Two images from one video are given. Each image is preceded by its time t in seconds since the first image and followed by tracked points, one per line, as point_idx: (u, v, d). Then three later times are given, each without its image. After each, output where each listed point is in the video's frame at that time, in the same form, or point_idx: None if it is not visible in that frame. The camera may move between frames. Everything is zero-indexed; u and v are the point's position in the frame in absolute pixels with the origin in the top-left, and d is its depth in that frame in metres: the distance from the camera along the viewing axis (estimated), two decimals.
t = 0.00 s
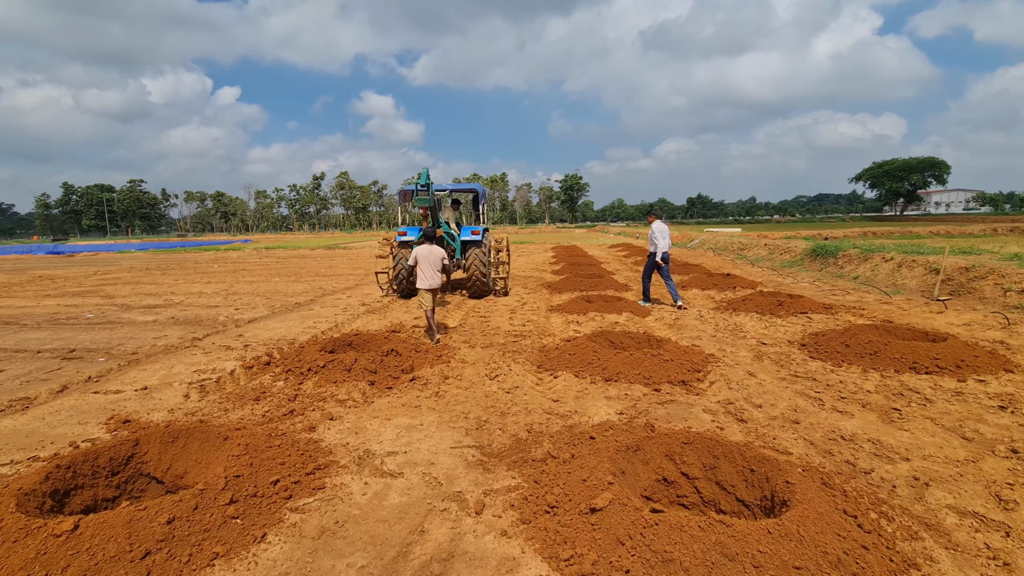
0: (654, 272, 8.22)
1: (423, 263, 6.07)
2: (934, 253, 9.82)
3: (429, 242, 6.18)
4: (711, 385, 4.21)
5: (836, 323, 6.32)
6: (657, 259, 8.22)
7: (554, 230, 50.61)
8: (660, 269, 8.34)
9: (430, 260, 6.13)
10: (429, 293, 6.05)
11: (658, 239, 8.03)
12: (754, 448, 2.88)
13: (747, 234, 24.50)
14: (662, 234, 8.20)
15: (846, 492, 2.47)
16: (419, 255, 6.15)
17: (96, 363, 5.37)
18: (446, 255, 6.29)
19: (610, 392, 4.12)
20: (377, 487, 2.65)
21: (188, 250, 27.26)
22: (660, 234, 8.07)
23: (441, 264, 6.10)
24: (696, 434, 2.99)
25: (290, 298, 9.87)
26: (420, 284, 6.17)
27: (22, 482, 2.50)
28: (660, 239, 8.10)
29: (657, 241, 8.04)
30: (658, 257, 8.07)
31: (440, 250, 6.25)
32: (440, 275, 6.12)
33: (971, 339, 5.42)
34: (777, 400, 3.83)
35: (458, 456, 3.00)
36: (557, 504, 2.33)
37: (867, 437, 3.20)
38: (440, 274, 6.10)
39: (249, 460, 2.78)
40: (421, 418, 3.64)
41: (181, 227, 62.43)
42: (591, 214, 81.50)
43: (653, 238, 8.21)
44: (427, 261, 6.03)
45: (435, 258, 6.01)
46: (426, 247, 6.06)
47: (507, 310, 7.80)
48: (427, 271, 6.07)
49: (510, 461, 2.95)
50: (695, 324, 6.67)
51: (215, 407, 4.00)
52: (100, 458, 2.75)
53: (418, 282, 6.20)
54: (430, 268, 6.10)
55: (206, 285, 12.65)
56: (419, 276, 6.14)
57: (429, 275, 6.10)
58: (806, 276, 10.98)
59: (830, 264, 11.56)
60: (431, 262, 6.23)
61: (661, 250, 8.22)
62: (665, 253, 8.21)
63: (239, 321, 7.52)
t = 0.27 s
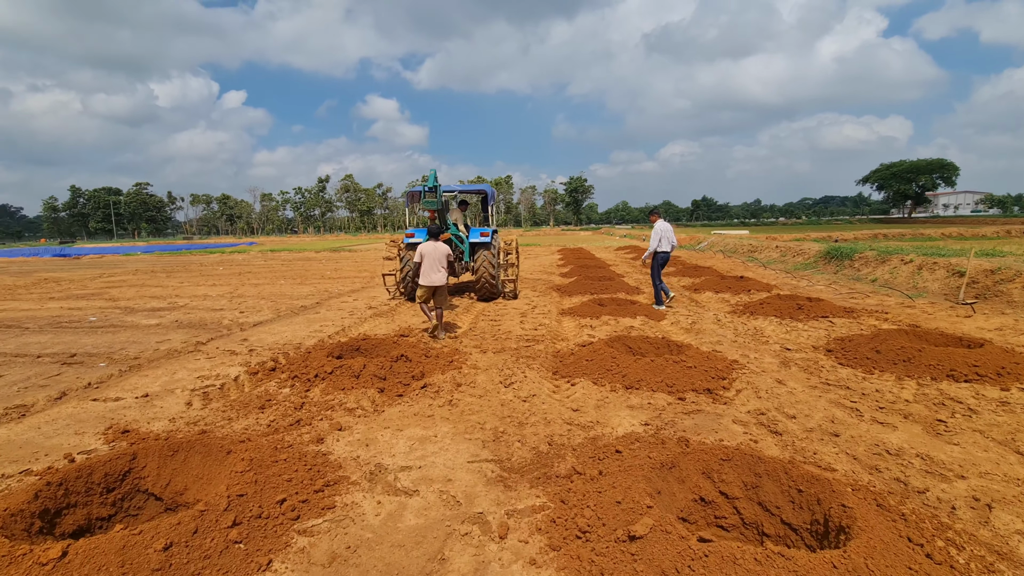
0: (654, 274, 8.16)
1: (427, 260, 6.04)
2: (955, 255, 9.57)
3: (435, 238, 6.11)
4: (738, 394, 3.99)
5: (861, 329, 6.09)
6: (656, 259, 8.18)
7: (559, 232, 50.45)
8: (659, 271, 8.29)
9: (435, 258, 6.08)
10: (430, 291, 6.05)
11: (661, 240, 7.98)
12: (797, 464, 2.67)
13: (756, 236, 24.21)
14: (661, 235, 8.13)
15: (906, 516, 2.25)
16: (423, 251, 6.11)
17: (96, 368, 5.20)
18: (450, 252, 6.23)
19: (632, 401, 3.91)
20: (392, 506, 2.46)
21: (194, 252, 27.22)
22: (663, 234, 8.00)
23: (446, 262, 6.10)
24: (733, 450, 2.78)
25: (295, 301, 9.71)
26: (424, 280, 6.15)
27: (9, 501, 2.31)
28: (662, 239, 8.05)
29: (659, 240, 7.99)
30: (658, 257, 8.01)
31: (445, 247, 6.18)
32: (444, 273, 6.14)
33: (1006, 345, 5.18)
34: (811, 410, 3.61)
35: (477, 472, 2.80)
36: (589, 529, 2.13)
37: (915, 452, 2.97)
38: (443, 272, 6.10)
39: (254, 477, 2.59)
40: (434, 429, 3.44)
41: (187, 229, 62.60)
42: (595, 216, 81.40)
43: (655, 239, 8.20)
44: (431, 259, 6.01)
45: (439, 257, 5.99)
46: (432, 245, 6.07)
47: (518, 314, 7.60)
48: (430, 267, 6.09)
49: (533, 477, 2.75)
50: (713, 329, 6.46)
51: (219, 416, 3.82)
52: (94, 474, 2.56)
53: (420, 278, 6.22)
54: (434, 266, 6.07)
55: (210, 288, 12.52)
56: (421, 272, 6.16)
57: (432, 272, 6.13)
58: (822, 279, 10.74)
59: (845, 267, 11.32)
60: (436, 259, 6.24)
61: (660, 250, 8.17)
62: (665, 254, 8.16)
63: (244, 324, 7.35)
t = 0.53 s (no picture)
0: (657, 278, 8.03)
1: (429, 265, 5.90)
2: (979, 258, 9.28)
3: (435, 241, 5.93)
4: (769, 407, 3.76)
5: (889, 336, 5.84)
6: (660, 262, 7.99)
7: (565, 234, 50.21)
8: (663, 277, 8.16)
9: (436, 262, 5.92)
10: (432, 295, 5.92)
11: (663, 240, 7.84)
12: (846, 490, 2.45)
13: (766, 239, 23.89)
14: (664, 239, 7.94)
15: (978, 552, 2.03)
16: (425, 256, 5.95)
17: (98, 376, 5.04)
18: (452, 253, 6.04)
19: (657, 414, 3.69)
20: (407, 535, 2.26)
21: (201, 255, 27.22)
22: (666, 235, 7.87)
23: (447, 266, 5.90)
24: (776, 474, 2.57)
25: (302, 305, 9.54)
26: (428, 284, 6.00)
27: None
28: (664, 241, 7.92)
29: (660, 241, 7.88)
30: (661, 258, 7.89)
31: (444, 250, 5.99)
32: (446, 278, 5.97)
33: None
34: (850, 426, 3.38)
35: (496, 496, 2.60)
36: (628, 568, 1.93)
37: (971, 474, 2.74)
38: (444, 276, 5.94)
39: (258, 501, 2.41)
40: (449, 445, 3.24)
41: (194, 232, 62.86)
42: (600, 218, 81.09)
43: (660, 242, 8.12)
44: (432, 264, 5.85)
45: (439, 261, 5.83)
46: (431, 249, 5.89)
47: (529, 319, 7.39)
48: (430, 273, 5.92)
49: (558, 501, 2.55)
50: (733, 335, 6.22)
51: (222, 429, 3.63)
52: (87, 498, 2.37)
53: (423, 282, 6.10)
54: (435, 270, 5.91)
55: (216, 291, 12.39)
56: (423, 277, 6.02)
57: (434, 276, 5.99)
58: (839, 282, 10.47)
59: (863, 270, 11.04)
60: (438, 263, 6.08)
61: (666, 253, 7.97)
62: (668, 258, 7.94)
63: (249, 330, 7.18)
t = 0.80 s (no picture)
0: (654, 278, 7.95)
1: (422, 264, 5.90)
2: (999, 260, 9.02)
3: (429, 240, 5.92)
4: (795, 420, 3.56)
5: (912, 341, 5.62)
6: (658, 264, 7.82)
7: (570, 235, 49.96)
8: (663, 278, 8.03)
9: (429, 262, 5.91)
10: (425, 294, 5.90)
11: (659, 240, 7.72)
12: (892, 518, 2.25)
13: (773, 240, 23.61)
14: (660, 238, 7.80)
15: None
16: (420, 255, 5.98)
17: (94, 384, 4.88)
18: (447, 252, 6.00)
19: (676, 427, 3.49)
20: (413, 568, 2.08)
21: (205, 257, 27.27)
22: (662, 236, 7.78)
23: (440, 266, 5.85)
24: (813, 499, 2.37)
25: (305, 308, 9.38)
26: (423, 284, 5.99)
27: None
28: (659, 242, 7.78)
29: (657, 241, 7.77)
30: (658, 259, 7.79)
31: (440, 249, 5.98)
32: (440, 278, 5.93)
33: None
34: (884, 442, 3.17)
35: (510, 521, 2.40)
36: None
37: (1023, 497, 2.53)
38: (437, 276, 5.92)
39: (252, 530, 2.22)
40: (458, 461, 3.05)
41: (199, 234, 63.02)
42: (604, 219, 80.86)
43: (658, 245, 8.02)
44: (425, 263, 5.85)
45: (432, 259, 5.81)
46: (426, 248, 5.94)
47: (537, 323, 7.21)
48: (424, 272, 5.91)
49: (577, 527, 2.35)
50: (750, 340, 6.01)
51: (219, 442, 3.46)
52: (68, 525, 2.19)
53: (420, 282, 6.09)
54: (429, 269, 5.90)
55: (219, 294, 12.26)
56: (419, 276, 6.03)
57: (429, 276, 5.98)
58: (854, 284, 10.22)
59: (878, 271, 10.79)
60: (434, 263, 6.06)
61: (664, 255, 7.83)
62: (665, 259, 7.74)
63: (251, 335, 7.01)
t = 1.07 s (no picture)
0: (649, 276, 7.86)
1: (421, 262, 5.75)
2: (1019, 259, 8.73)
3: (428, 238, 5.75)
4: (822, 431, 3.30)
5: (937, 344, 5.36)
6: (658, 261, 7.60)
7: (574, 237, 49.65)
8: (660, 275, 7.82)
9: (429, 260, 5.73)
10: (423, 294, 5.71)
11: (657, 237, 7.53)
12: (945, 548, 2.00)
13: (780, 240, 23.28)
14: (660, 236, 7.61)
15: None
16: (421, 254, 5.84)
17: (80, 392, 4.67)
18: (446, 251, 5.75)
19: (694, 439, 3.25)
20: None
21: (208, 260, 27.15)
22: (661, 233, 7.60)
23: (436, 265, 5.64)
24: (854, 525, 2.12)
25: (304, 312, 9.17)
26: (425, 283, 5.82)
27: None
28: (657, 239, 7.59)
29: (655, 239, 7.57)
30: (657, 257, 7.56)
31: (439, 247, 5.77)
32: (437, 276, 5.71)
33: None
34: (922, 456, 2.91)
35: (515, 549, 2.17)
36: None
37: None
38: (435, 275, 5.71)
39: (227, 564, 1.99)
40: (459, 478, 2.82)
41: (204, 237, 63.08)
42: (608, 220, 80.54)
43: (654, 245, 7.83)
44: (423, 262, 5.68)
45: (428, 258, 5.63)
46: (426, 247, 5.79)
47: (543, 326, 6.97)
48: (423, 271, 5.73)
49: (591, 555, 2.12)
50: (765, 343, 5.75)
51: (204, 456, 3.24)
52: (25, 555, 1.97)
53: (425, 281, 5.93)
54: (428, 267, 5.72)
55: (219, 297, 12.06)
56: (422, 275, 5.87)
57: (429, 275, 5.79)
58: (868, 284, 9.93)
59: (892, 271, 10.50)
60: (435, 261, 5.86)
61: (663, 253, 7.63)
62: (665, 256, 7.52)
63: (247, 339, 6.80)
